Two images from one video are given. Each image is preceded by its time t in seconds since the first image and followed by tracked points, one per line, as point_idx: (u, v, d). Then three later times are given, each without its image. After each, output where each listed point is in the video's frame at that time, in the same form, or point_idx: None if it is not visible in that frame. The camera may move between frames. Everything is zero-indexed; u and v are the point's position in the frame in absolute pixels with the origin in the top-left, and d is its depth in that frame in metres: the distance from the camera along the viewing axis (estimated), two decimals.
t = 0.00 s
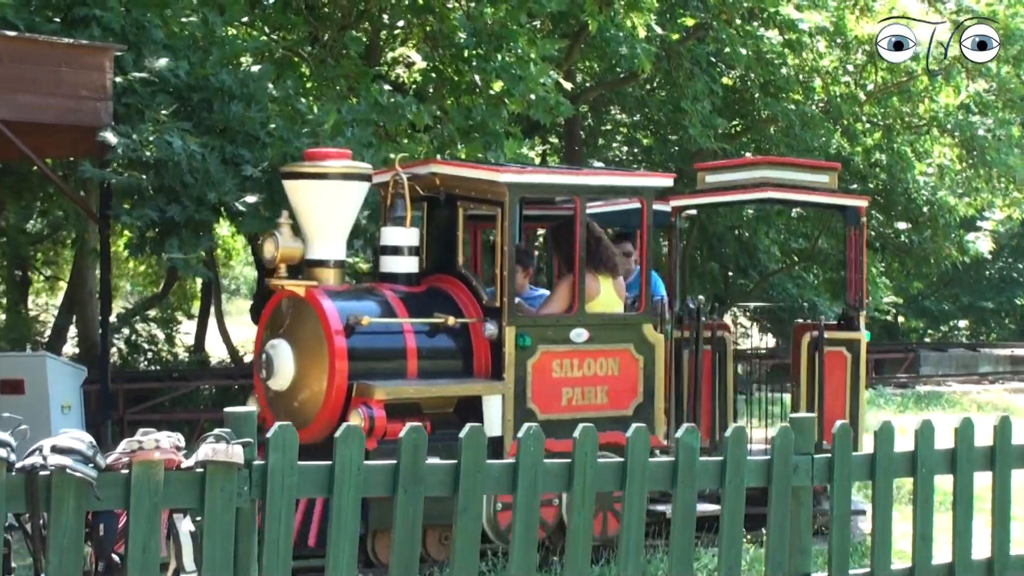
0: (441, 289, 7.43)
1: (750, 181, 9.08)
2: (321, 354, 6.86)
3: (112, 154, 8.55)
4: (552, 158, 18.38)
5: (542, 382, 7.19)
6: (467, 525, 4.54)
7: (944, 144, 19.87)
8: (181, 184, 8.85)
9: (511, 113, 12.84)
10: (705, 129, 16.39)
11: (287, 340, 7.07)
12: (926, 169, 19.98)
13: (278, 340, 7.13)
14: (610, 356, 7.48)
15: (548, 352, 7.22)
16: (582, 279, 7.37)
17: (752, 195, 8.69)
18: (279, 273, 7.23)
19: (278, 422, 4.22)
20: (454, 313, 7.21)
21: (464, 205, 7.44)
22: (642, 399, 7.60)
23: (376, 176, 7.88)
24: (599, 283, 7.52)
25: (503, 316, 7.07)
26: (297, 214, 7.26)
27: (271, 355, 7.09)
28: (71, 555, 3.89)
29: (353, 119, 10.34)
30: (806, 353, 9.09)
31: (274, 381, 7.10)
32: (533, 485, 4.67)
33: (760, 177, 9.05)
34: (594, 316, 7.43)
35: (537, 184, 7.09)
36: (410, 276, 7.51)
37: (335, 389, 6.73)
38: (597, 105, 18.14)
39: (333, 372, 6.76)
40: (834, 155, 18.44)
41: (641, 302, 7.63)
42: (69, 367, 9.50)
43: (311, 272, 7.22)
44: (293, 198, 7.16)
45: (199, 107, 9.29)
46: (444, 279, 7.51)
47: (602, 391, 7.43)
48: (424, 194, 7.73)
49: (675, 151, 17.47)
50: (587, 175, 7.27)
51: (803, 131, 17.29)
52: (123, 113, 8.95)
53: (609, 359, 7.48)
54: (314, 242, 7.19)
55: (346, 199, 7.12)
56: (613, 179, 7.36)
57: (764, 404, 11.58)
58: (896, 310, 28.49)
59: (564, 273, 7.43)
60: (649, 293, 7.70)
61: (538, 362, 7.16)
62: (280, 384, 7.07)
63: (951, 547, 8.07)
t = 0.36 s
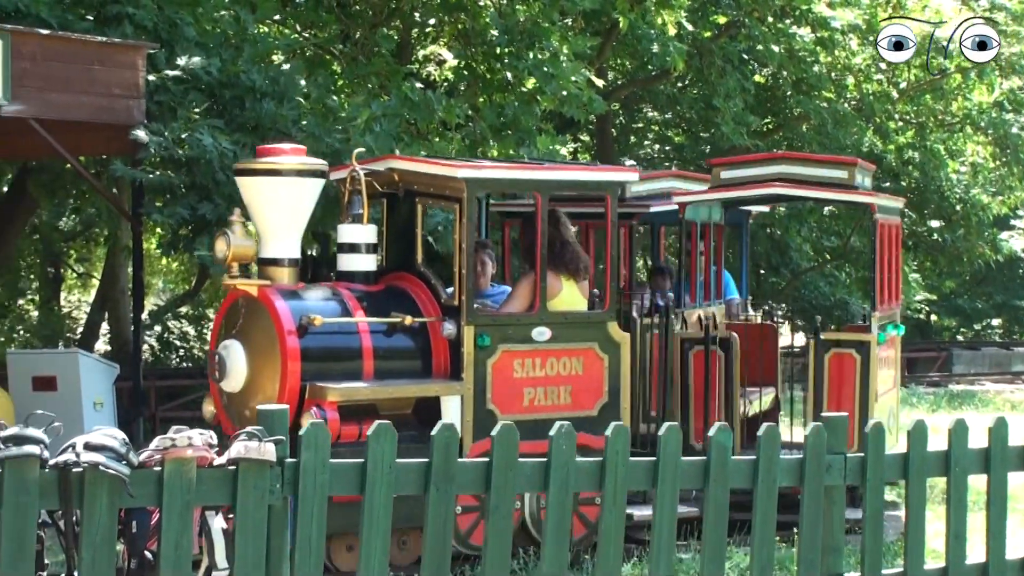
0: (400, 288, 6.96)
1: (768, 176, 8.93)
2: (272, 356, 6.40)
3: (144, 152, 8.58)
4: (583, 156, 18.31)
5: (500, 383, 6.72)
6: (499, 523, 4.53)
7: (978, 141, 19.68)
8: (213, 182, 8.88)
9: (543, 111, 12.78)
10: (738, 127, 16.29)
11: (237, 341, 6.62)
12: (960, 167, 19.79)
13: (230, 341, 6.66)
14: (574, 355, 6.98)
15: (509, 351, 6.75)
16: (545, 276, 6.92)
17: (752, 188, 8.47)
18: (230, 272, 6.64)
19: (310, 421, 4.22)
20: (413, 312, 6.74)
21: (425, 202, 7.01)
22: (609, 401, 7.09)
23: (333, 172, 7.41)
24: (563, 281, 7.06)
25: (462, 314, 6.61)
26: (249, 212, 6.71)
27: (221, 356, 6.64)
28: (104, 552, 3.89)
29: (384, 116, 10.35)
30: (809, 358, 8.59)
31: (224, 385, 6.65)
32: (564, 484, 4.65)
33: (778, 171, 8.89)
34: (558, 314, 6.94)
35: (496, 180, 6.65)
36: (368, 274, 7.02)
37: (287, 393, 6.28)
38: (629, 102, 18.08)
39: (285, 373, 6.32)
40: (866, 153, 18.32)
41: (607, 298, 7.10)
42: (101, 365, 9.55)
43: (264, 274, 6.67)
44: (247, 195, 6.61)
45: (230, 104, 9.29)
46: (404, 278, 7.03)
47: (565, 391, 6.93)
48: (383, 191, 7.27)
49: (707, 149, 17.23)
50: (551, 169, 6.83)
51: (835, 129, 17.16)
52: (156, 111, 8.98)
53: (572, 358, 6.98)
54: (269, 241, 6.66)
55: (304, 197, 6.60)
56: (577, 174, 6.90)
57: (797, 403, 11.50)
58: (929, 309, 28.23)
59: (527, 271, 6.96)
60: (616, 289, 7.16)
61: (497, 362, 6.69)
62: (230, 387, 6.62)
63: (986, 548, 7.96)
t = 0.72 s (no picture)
0: (361, 287, 6.80)
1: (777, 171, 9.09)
2: (228, 356, 6.24)
3: (182, 151, 8.61)
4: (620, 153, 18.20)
5: (465, 383, 6.61)
6: (538, 521, 4.51)
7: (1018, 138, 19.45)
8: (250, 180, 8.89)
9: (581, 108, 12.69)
10: (776, 123, 16.17)
11: (192, 342, 6.43)
12: (999, 163, 19.60)
13: (185, 342, 6.47)
14: (541, 354, 6.86)
15: (472, 351, 6.62)
16: (509, 273, 6.76)
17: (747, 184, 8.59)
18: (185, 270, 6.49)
19: (349, 418, 4.20)
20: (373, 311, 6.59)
21: (386, 198, 6.87)
22: (577, 400, 6.98)
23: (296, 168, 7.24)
24: (527, 280, 6.92)
25: (423, 313, 6.49)
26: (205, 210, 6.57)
27: (176, 358, 6.44)
28: (144, 549, 3.89)
29: (420, 113, 10.40)
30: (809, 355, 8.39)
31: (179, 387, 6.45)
32: (603, 481, 4.62)
33: (785, 167, 9.05)
34: (524, 313, 6.81)
35: (458, 175, 6.55)
36: (329, 273, 6.84)
37: (243, 395, 6.12)
38: (666, 99, 18.00)
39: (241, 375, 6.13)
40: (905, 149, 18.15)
41: (574, 297, 6.99)
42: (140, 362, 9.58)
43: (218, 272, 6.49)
44: (202, 194, 6.48)
45: (268, 102, 9.28)
46: (366, 276, 6.88)
47: (532, 391, 6.83)
48: (344, 186, 7.11)
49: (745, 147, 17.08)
50: (514, 163, 6.74)
51: (873, 126, 16.99)
52: (194, 109, 9.00)
53: (539, 357, 6.87)
54: (224, 239, 6.49)
55: (261, 196, 6.47)
56: (542, 170, 6.81)
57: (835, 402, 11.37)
58: (967, 306, 27.87)
59: (489, 268, 6.80)
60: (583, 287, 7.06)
61: (460, 362, 6.57)
62: (186, 390, 6.42)
63: None
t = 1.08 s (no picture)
0: (327, 284, 6.47)
1: (788, 164, 8.98)
2: (187, 356, 5.93)
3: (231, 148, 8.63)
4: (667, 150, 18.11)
5: (433, 383, 6.27)
6: (588, 518, 4.47)
7: None
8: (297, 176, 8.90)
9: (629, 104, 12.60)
10: (824, 120, 15.99)
11: (154, 342, 6.14)
12: None
13: (146, 342, 6.19)
14: (512, 352, 6.50)
15: (441, 350, 6.29)
16: (480, 272, 6.43)
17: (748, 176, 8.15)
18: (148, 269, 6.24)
19: (398, 416, 4.17)
20: (338, 309, 6.26)
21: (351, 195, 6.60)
22: (551, 401, 6.61)
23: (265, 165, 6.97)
24: (499, 277, 6.52)
25: (389, 312, 6.15)
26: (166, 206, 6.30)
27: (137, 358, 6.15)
28: (194, 545, 3.88)
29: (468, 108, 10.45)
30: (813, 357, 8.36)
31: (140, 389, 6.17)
32: (652, 478, 4.58)
33: (794, 159, 8.95)
34: (494, 310, 6.45)
35: (425, 169, 6.19)
36: (295, 270, 6.52)
37: (202, 395, 5.79)
38: (714, 96, 17.91)
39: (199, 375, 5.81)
40: (955, 146, 17.92)
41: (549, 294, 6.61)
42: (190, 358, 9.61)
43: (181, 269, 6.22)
44: (162, 188, 6.23)
45: (316, 98, 9.29)
46: (333, 274, 6.56)
47: (504, 391, 6.47)
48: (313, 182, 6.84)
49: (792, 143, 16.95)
50: (484, 157, 6.36)
51: (924, 121, 16.77)
52: (243, 106, 9.02)
53: (511, 356, 6.51)
54: (186, 236, 6.20)
55: (225, 192, 6.22)
56: (516, 164, 6.45)
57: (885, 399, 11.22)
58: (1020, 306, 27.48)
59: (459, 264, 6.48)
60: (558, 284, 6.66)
61: (428, 362, 6.23)
62: (147, 392, 6.13)
63: None
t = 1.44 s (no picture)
0: (307, 282, 6.27)
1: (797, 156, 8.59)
2: (160, 357, 5.72)
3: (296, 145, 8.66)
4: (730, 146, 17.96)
5: (413, 384, 6.03)
6: (654, 515, 4.40)
7: None
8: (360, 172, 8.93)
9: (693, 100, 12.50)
10: (888, 115, 15.75)
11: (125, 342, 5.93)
12: None
13: (118, 342, 5.99)
14: (495, 353, 6.25)
15: (421, 351, 6.05)
16: (462, 268, 6.18)
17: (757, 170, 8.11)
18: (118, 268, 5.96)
19: (464, 413, 4.14)
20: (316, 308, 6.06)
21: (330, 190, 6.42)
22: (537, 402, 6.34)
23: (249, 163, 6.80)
24: (480, 274, 6.35)
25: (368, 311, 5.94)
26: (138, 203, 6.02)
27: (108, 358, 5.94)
28: (261, 542, 3.87)
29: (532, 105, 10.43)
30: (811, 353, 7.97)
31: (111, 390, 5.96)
32: (719, 475, 4.52)
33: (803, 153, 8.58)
34: (477, 309, 6.20)
35: (406, 165, 5.98)
36: (273, 269, 6.31)
37: (173, 398, 5.57)
38: (777, 91, 17.74)
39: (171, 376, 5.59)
40: None
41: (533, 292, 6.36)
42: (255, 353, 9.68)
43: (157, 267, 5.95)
44: (134, 185, 5.95)
45: (380, 95, 9.30)
46: (313, 272, 6.37)
47: (487, 391, 6.22)
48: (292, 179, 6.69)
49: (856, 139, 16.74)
50: (466, 153, 6.15)
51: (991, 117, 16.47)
52: (307, 103, 9.06)
53: (494, 357, 6.25)
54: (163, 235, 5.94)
55: (202, 188, 5.95)
56: (500, 159, 6.23)
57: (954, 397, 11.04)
58: None
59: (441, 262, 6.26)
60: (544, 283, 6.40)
61: (407, 363, 6.00)
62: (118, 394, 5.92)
63: None
